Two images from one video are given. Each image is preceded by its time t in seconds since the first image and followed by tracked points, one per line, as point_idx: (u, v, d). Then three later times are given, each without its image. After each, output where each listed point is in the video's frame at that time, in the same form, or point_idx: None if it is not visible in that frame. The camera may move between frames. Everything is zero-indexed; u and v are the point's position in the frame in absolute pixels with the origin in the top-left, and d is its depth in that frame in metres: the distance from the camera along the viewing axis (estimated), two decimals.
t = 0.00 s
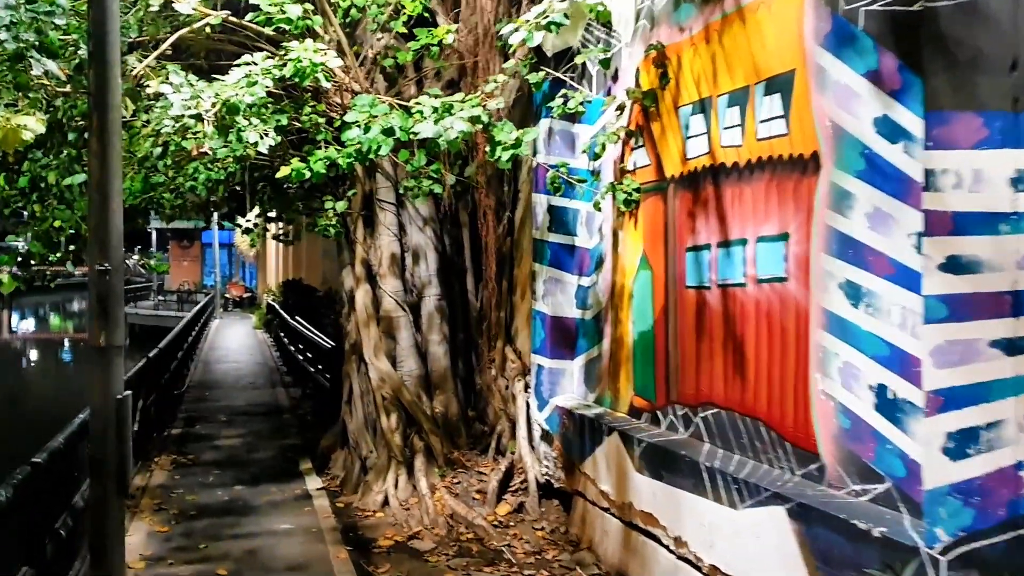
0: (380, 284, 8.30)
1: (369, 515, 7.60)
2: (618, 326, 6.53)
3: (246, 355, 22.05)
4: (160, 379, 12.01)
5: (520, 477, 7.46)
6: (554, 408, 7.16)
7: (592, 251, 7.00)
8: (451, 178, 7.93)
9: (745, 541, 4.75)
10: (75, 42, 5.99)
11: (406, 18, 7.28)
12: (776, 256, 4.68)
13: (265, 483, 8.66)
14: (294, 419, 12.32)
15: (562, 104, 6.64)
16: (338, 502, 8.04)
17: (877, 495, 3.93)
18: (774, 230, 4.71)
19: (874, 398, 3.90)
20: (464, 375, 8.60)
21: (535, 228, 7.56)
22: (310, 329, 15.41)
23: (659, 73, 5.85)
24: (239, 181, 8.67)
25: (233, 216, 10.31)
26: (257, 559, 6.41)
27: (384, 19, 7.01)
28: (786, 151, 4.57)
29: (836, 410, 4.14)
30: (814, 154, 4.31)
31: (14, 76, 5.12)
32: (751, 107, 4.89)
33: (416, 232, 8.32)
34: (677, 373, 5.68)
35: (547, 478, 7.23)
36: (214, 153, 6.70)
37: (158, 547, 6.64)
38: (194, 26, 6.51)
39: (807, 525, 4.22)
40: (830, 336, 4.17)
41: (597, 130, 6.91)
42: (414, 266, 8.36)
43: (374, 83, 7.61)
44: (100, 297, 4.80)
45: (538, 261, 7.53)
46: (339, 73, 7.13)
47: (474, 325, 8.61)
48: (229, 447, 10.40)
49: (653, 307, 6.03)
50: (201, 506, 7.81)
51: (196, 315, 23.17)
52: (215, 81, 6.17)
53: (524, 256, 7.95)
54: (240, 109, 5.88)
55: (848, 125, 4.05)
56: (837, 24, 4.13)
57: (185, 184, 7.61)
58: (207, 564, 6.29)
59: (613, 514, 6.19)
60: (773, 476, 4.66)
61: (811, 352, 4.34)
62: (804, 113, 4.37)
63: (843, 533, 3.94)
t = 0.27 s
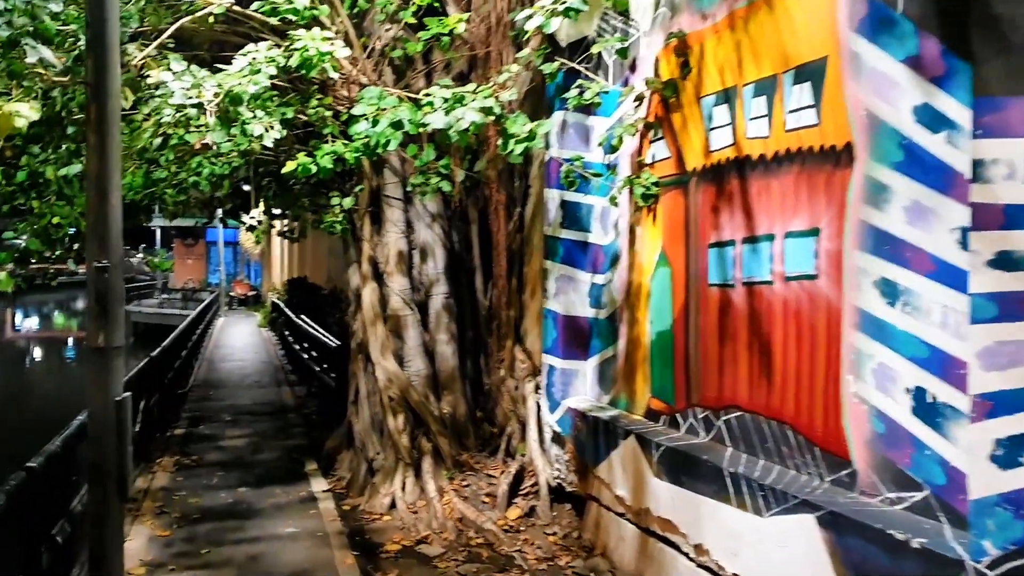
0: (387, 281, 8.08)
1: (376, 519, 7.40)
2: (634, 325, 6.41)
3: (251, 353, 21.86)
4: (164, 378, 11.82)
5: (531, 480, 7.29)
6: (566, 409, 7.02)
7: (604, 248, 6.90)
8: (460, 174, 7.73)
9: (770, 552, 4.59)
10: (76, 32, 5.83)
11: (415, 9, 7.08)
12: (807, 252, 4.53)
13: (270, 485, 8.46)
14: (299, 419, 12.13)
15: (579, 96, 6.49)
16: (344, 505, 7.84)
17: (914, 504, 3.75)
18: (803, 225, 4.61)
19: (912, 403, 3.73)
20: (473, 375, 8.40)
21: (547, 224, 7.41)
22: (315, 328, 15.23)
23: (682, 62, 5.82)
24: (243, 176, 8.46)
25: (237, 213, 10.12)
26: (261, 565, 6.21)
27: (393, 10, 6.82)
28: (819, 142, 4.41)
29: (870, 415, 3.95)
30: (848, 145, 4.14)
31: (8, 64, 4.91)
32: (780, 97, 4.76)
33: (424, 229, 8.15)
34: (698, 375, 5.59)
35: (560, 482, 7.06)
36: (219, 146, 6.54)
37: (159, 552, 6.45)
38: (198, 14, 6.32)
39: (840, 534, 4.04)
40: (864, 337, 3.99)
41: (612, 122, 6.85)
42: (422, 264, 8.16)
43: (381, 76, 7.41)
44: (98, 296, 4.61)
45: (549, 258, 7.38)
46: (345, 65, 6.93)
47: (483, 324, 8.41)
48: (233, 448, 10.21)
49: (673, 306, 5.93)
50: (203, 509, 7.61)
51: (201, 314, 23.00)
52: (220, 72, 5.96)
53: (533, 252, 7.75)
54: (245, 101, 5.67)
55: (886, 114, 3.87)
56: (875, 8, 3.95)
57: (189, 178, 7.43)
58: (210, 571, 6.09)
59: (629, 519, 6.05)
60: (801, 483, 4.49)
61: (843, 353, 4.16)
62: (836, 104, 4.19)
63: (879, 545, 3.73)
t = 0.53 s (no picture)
0: (428, 277, 7.90)
1: (417, 521, 7.21)
2: (686, 323, 6.18)
3: (295, 351, 21.89)
4: (207, 375, 11.78)
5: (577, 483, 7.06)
6: (615, 410, 6.81)
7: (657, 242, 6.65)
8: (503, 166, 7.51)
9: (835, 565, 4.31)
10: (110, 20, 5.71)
11: None
12: (877, 244, 4.26)
13: (310, 484, 8.32)
14: (341, 417, 12.01)
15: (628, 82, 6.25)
16: (385, 506, 7.66)
17: (999, 518, 3.47)
18: (871, 215, 4.32)
19: (997, 407, 3.46)
20: (517, 374, 8.18)
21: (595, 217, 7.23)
22: (358, 325, 15.13)
23: (738, 46, 5.57)
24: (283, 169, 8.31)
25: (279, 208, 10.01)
26: (299, 567, 6.05)
27: None
28: (890, 126, 4.15)
29: (949, 419, 3.69)
30: (925, 128, 3.88)
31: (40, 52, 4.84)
32: (847, 79, 4.51)
33: (466, 223, 7.94)
34: (757, 375, 5.33)
35: (608, 486, 6.83)
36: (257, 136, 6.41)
37: (196, 552, 6.32)
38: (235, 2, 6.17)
39: (916, 549, 3.75)
40: (943, 336, 3.74)
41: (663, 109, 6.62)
42: (464, 260, 7.95)
43: (422, 65, 7.21)
44: (133, 291, 4.52)
45: (597, 254, 7.19)
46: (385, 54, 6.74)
47: (527, 322, 8.17)
48: (275, 446, 10.10)
49: (730, 303, 5.68)
50: (243, 508, 7.49)
51: (245, 311, 23.11)
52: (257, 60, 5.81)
53: (580, 247, 7.48)
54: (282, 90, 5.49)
55: (967, 93, 3.60)
56: None
57: (227, 171, 7.32)
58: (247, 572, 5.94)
59: (683, 526, 5.84)
60: (869, 491, 4.20)
61: (918, 351, 3.92)
62: (913, 86, 3.95)
63: (959, 560, 3.45)
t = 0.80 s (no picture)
0: (463, 275, 7.70)
1: (452, 525, 7.02)
2: (732, 322, 5.96)
3: (332, 347, 21.86)
4: (242, 373, 11.73)
5: (617, 487, 6.82)
6: (656, 413, 6.56)
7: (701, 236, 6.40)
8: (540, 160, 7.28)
9: None
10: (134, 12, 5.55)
11: None
12: (940, 239, 3.96)
13: (343, 486, 8.18)
14: (377, 415, 11.88)
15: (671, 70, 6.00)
16: (420, 509, 7.48)
17: None
18: (934, 208, 4.02)
19: None
20: (554, 374, 7.95)
21: (634, 211, 6.93)
22: (393, 322, 15.01)
23: (788, 30, 5.27)
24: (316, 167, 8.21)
25: (312, 204, 9.90)
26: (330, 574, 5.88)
27: None
28: (954, 112, 3.85)
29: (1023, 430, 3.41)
30: (994, 113, 3.58)
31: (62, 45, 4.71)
32: (905, 62, 4.20)
33: (501, 218, 7.68)
34: (809, 378, 5.05)
35: (649, 490, 6.58)
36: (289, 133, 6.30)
37: (226, 557, 6.19)
38: None
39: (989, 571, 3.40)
40: (1014, 339, 3.45)
41: (707, 98, 6.36)
42: (500, 256, 7.73)
43: (456, 56, 7.00)
44: (156, 291, 4.36)
45: (637, 249, 6.90)
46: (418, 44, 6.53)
47: (564, 320, 7.97)
48: (309, 445, 9.99)
49: (780, 302, 5.40)
50: (275, 510, 7.37)
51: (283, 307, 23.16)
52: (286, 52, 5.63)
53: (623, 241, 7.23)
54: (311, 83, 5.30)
55: None
56: None
57: (258, 168, 7.19)
58: None
59: (729, 536, 5.56)
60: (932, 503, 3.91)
61: (987, 356, 3.63)
62: (980, 68, 3.66)
63: None
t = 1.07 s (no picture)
0: (481, 268, 7.48)
1: (470, 526, 6.80)
2: (763, 317, 5.71)
3: (349, 342, 21.72)
4: (257, 369, 11.58)
5: (642, 488, 6.58)
6: (682, 412, 6.33)
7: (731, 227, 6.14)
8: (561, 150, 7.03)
9: None
10: None
11: None
12: (994, 229, 3.68)
13: (359, 484, 7.98)
14: (394, 411, 11.69)
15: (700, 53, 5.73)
16: (437, 509, 7.27)
17: None
18: (989, 195, 3.74)
19: None
20: (576, 370, 7.72)
21: (659, 202, 6.66)
22: (410, 317, 14.83)
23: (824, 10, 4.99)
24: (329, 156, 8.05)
25: (328, 197, 9.71)
26: None
27: None
28: (1011, 91, 3.57)
29: None
30: None
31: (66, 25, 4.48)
32: (955, 40, 3.93)
33: (521, 210, 7.44)
34: (847, 376, 4.79)
35: (676, 492, 6.33)
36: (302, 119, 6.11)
37: (238, 559, 6.00)
38: None
39: None
40: None
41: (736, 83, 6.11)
42: (519, 249, 7.50)
43: (474, 42, 6.77)
44: (161, 283, 4.16)
45: (663, 241, 6.62)
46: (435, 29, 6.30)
47: (586, 315, 7.75)
48: (325, 442, 9.81)
49: (815, 296, 5.13)
50: (289, 510, 7.18)
51: (300, 301, 23.05)
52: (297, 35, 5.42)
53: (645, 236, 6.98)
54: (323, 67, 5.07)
55: None
56: None
57: (271, 158, 7.00)
58: None
59: (760, 541, 5.32)
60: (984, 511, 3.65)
61: None
62: None
63: None
